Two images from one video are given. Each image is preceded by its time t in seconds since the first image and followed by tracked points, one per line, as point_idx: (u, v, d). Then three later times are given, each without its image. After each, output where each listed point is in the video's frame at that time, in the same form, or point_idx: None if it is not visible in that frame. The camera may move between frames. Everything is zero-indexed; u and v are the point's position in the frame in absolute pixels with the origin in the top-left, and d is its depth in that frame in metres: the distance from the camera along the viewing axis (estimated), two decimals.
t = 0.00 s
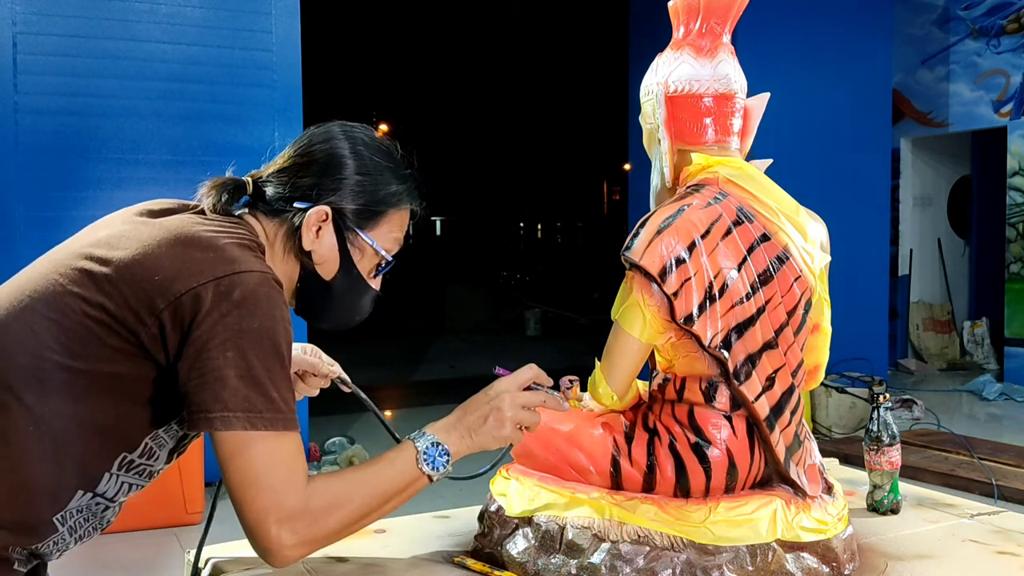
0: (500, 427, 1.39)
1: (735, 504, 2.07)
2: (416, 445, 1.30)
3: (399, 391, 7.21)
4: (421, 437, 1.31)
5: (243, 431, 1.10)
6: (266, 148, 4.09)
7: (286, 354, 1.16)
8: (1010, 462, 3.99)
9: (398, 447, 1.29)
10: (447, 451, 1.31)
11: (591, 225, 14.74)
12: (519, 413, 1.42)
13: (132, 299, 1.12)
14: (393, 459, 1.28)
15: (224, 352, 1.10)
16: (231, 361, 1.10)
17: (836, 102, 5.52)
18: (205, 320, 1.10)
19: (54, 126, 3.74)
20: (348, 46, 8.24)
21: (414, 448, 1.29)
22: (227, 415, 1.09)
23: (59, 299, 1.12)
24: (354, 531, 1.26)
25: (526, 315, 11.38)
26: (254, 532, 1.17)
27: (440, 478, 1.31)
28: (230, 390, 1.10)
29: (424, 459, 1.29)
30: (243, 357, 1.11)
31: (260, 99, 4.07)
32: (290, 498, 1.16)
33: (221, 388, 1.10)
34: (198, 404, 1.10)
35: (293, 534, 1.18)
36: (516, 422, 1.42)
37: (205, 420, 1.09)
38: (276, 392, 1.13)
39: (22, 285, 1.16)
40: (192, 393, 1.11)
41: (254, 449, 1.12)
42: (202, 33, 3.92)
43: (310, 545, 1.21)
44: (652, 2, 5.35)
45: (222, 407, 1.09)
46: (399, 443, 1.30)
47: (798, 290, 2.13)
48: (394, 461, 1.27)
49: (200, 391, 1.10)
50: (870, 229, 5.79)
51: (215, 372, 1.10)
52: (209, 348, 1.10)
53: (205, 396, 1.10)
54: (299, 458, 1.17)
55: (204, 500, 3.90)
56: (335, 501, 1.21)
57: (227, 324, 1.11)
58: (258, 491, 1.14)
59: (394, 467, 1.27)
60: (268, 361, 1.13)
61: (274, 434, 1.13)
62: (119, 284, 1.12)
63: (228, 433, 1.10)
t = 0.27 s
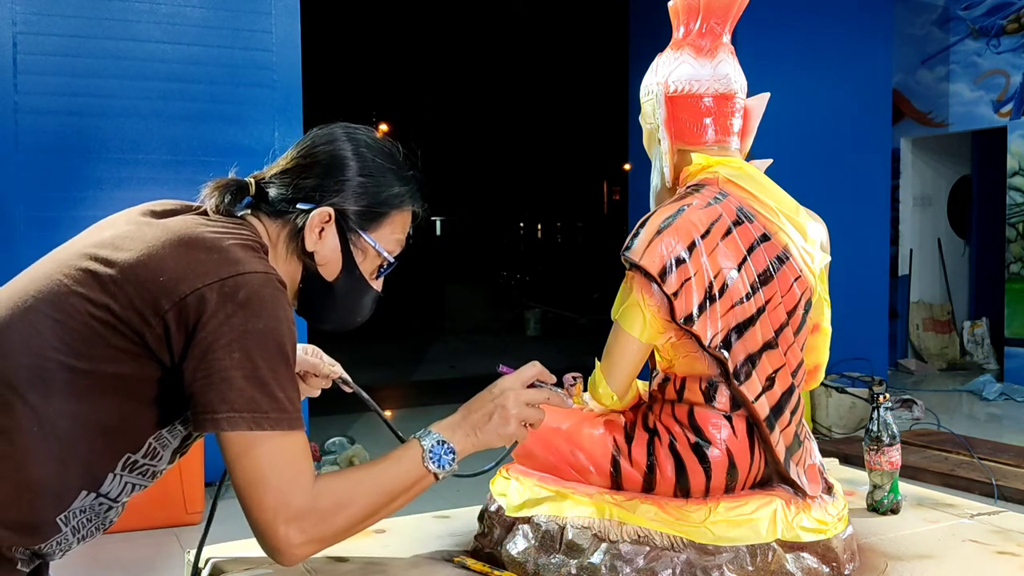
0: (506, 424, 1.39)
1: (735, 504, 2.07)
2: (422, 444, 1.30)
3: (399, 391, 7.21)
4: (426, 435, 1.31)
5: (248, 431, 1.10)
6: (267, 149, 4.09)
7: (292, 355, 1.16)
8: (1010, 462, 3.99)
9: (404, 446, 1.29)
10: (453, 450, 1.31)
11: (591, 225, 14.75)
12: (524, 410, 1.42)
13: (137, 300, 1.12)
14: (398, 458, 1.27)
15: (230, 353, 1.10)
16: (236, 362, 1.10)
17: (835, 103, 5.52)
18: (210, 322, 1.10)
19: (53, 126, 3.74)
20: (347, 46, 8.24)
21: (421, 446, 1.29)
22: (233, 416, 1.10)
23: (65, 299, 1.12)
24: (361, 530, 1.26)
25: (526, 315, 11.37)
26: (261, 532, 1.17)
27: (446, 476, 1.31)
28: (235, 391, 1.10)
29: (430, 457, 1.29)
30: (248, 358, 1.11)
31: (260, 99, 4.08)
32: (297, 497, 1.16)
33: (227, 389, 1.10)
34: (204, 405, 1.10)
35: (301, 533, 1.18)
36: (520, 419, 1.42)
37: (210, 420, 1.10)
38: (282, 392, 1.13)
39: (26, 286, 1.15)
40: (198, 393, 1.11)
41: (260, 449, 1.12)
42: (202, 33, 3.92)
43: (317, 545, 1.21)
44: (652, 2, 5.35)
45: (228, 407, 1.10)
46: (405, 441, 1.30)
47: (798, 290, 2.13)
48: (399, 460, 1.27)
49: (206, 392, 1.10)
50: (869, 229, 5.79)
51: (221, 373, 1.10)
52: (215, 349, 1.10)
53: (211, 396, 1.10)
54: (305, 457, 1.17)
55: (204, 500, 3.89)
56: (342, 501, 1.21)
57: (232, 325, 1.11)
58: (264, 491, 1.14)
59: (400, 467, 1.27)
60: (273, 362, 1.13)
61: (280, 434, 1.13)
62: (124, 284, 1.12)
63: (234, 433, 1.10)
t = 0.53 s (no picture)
0: (508, 422, 1.39)
1: (736, 504, 2.07)
2: (426, 442, 1.30)
3: (399, 391, 7.21)
4: (430, 433, 1.31)
5: (252, 431, 1.11)
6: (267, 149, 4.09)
7: (294, 354, 1.16)
8: (1010, 462, 3.99)
9: (407, 444, 1.30)
10: (456, 448, 1.32)
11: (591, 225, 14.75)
12: (526, 408, 1.43)
13: (140, 300, 1.12)
14: (401, 456, 1.28)
15: (233, 354, 1.10)
16: (240, 363, 1.11)
17: (835, 103, 5.52)
18: (213, 322, 1.11)
19: (53, 126, 3.74)
20: (348, 46, 8.24)
21: (424, 445, 1.29)
22: (236, 416, 1.10)
23: (68, 299, 1.12)
24: (366, 528, 1.26)
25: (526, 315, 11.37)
26: (267, 530, 1.17)
27: (449, 474, 1.31)
28: (239, 391, 1.10)
29: (433, 456, 1.29)
30: (251, 359, 1.11)
31: (260, 99, 4.08)
32: (302, 496, 1.16)
33: (230, 389, 1.10)
34: (207, 405, 1.10)
35: (306, 531, 1.18)
36: (523, 418, 1.43)
37: (214, 421, 1.10)
38: (285, 392, 1.13)
39: (29, 286, 1.15)
40: (201, 394, 1.11)
41: (263, 448, 1.12)
42: (202, 32, 3.92)
43: (322, 543, 1.21)
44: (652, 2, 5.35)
45: (231, 408, 1.10)
46: (410, 440, 1.31)
47: (799, 290, 2.13)
48: (403, 458, 1.27)
49: (209, 392, 1.10)
50: (869, 228, 5.79)
51: (224, 374, 1.10)
52: (218, 350, 1.10)
53: (214, 397, 1.10)
54: (309, 457, 1.17)
55: (204, 500, 3.90)
56: (347, 499, 1.21)
57: (235, 325, 1.11)
58: (269, 491, 1.15)
59: (403, 465, 1.27)
60: (276, 362, 1.13)
61: (284, 434, 1.13)
62: (127, 285, 1.12)
63: (237, 433, 1.10)
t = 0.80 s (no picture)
0: (509, 418, 1.40)
1: (736, 504, 2.07)
2: (427, 438, 1.31)
3: (400, 391, 7.21)
4: (431, 429, 1.31)
5: (255, 430, 1.11)
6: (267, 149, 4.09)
7: (296, 354, 1.16)
8: (1010, 462, 3.99)
9: (409, 441, 1.30)
10: (457, 445, 1.32)
11: (592, 225, 14.75)
12: (527, 405, 1.43)
13: (141, 300, 1.12)
14: (403, 453, 1.28)
15: (234, 353, 1.10)
16: (241, 363, 1.11)
17: (835, 103, 5.52)
18: (215, 322, 1.11)
19: (53, 126, 3.74)
20: (348, 46, 8.24)
21: (426, 441, 1.30)
22: (238, 416, 1.10)
23: (68, 299, 1.12)
24: (368, 526, 1.26)
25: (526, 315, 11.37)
26: (270, 529, 1.17)
27: (450, 471, 1.32)
28: (241, 391, 1.10)
29: (435, 453, 1.30)
30: (253, 358, 1.11)
31: (260, 99, 4.08)
32: (306, 494, 1.16)
33: (232, 389, 1.10)
34: (209, 404, 1.10)
35: (310, 529, 1.18)
36: (524, 415, 1.43)
37: (215, 420, 1.10)
38: (287, 391, 1.13)
39: (28, 287, 1.15)
40: (202, 393, 1.11)
41: (265, 447, 1.12)
42: (202, 32, 3.92)
43: (326, 542, 1.21)
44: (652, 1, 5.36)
45: (234, 407, 1.10)
46: (411, 436, 1.31)
47: (799, 291, 2.13)
48: (405, 455, 1.28)
49: (211, 392, 1.10)
50: (870, 228, 5.78)
51: (226, 373, 1.10)
52: (219, 349, 1.10)
53: (215, 397, 1.10)
54: (313, 455, 1.18)
55: (204, 500, 3.90)
56: (349, 498, 1.21)
57: (236, 325, 1.11)
58: (272, 489, 1.15)
59: (406, 461, 1.28)
60: (278, 361, 1.13)
61: (287, 433, 1.14)
62: (128, 285, 1.12)
63: (240, 432, 1.10)
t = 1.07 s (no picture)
0: (512, 416, 1.41)
1: (736, 504, 2.07)
2: (429, 436, 1.31)
3: (399, 391, 7.21)
4: (433, 427, 1.32)
5: (256, 428, 1.11)
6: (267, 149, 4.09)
7: (297, 352, 1.16)
8: (1010, 462, 3.99)
9: (410, 438, 1.30)
10: (460, 441, 1.32)
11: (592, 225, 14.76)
12: (530, 404, 1.44)
13: (141, 299, 1.12)
14: (403, 450, 1.28)
15: (235, 351, 1.11)
16: (242, 361, 1.11)
17: (835, 102, 5.51)
18: (215, 321, 1.11)
19: (53, 126, 3.74)
20: (348, 46, 8.25)
21: (428, 439, 1.30)
22: (239, 414, 1.10)
23: (67, 298, 1.12)
24: (371, 524, 1.27)
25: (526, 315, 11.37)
26: (273, 526, 1.17)
27: (451, 469, 1.32)
28: (242, 390, 1.10)
29: (437, 450, 1.30)
30: (253, 356, 1.11)
31: (260, 99, 4.08)
32: (309, 491, 1.17)
33: (233, 387, 1.10)
34: (209, 403, 1.10)
35: (313, 527, 1.18)
36: (527, 413, 1.44)
37: (216, 418, 1.10)
38: (288, 388, 1.13)
39: (28, 286, 1.15)
40: (202, 392, 1.11)
41: (267, 445, 1.12)
42: (202, 32, 3.92)
43: (329, 539, 1.21)
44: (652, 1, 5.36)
45: (234, 405, 1.10)
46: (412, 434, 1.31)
47: (799, 290, 2.13)
48: (406, 451, 1.28)
49: (211, 390, 1.10)
50: (870, 228, 5.78)
51: (227, 371, 1.10)
52: (219, 348, 1.10)
53: (215, 395, 1.10)
54: (314, 454, 1.17)
55: (204, 500, 3.90)
56: (349, 496, 1.21)
57: (236, 323, 1.11)
58: (275, 488, 1.15)
59: (406, 458, 1.27)
60: (278, 359, 1.13)
61: (287, 431, 1.13)
62: (127, 284, 1.12)
63: (241, 430, 1.10)
